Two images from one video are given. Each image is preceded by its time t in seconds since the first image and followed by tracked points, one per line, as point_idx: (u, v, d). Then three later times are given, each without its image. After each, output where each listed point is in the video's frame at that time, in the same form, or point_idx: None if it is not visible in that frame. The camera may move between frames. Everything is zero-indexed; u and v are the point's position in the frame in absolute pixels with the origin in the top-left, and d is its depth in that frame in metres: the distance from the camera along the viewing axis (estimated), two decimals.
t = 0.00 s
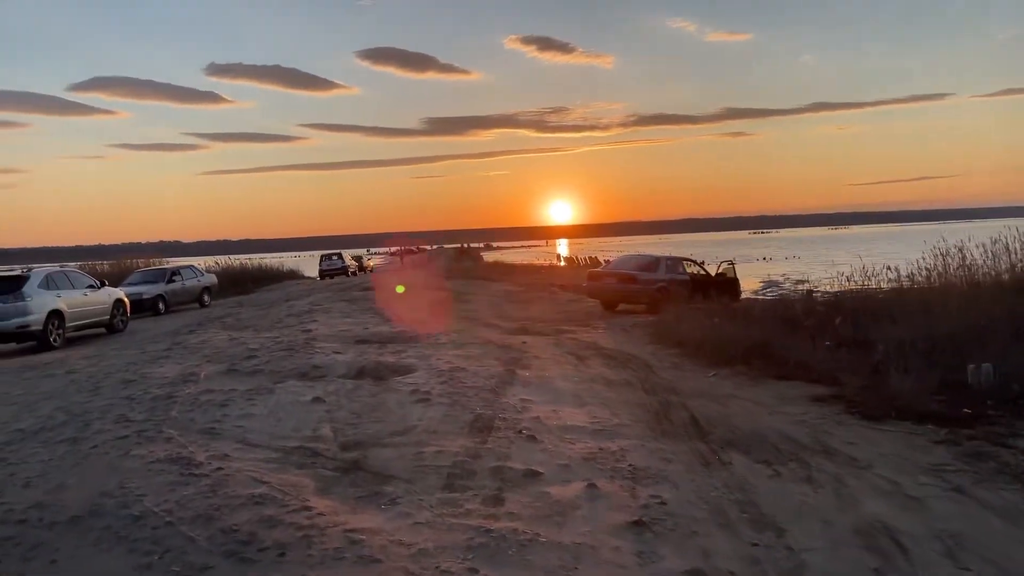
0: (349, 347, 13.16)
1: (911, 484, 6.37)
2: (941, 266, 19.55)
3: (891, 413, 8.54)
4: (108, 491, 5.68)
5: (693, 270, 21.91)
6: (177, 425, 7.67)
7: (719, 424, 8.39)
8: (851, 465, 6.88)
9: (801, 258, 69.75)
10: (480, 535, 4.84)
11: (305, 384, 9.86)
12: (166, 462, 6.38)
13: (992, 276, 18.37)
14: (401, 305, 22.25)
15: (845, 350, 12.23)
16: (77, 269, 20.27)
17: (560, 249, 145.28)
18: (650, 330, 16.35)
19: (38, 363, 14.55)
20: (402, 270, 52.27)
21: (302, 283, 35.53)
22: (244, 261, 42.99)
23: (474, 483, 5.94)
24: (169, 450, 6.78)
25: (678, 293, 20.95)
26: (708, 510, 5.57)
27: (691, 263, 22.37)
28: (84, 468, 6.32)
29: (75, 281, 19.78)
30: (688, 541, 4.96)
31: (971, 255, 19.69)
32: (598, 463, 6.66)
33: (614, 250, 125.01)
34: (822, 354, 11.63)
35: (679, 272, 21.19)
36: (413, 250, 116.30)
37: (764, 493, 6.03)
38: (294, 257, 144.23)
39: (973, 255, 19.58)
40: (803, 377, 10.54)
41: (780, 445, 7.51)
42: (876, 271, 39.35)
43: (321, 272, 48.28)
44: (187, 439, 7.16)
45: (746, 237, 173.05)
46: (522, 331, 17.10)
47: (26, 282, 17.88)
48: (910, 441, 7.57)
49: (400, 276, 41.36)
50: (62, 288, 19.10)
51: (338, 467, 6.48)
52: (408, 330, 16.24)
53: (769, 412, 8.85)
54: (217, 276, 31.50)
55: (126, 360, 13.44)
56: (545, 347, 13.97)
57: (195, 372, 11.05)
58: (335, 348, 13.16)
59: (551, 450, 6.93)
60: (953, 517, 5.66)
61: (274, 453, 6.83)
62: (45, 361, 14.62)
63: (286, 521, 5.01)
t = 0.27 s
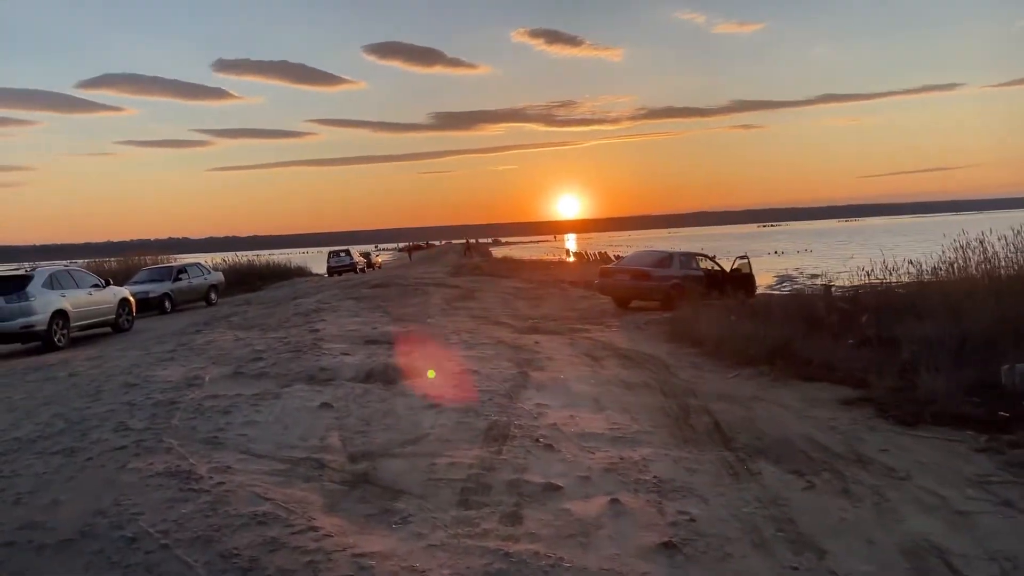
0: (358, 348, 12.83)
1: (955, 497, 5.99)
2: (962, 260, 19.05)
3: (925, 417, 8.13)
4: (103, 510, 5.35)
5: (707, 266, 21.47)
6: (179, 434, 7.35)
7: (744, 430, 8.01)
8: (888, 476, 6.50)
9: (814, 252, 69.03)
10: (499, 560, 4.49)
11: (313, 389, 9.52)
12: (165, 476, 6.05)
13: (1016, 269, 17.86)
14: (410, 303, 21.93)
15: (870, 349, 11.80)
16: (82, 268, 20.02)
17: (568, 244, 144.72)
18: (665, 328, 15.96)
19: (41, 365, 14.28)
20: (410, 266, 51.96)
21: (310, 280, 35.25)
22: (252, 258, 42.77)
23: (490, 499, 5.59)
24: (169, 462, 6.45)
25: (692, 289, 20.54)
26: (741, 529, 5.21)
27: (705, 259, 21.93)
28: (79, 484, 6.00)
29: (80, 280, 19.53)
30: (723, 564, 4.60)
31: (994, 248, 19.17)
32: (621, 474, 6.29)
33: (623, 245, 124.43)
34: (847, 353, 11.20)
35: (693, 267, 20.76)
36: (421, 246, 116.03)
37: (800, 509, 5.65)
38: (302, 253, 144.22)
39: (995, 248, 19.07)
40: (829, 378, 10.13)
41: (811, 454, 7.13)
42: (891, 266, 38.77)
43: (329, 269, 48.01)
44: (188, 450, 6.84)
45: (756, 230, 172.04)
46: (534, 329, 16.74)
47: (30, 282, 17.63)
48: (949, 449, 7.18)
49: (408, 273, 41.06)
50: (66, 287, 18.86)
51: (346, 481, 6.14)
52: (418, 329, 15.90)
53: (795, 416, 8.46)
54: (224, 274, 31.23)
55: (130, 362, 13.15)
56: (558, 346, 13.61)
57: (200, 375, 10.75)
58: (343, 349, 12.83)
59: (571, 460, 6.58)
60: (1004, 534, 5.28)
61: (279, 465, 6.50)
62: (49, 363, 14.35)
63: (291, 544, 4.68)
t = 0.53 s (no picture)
0: (365, 345, 12.52)
1: (1002, 503, 5.65)
2: (982, 253, 18.60)
3: (960, 416, 7.76)
4: (99, 519, 5.05)
5: (719, 261, 21.08)
6: (181, 436, 7.04)
7: (770, 430, 7.66)
8: (928, 479, 6.15)
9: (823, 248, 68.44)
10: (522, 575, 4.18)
11: (319, 388, 9.22)
12: (166, 481, 5.75)
13: None
14: (418, 300, 21.61)
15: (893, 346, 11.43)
16: (86, 265, 19.77)
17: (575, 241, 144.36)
18: (678, 324, 15.61)
19: (43, 364, 14.02)
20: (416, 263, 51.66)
21: (317, 277, 34.98)
22: (258, 255, 42.51)
23: (509, 506, 5.27)
24: (170, 466, 6.15)
25: (705, 284, 20.18)
26: (778, 539, 4.88)
27: (717, 254, 21.54)
28: (75, 491, 5.70)
29: (84, 278, 19.28)
30: None
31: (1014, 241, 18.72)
32: (646, 478, 5.96)
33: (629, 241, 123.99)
34: (870, 350, 10.84)
35: (705, 263, 20.40)
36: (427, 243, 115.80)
37: (838, 517, 5.33)
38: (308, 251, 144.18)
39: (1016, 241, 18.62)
40: (854, 376, 9.77)
41: (843, 456, 6.78)
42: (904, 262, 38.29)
43: (335, 266, 47.77)
44: (189, 453, 6.53)
45: (763, 226, 171.26)
46: (544, 326, 16.40)
47: (33, 280, 17.38)
48: (988, 451, 6.82)
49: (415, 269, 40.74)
50: (70, 285, 18.61)
51: (356, 486, 5.82)
52: (426, 326, 15.57)
53: (823, 416, 8.11)
54: (230, 272, 30.99)
55: (133, 360, 12.87)
56: (571, 343, 13.27)
57: (204, 374, 10.45)
58: (351, 346, 12.52)
59: (592, 463, 6.25)
60: None
61: (285, 469, 6.18)
62: (51, 362, 14.09)
63: (299, 557, 4.37)
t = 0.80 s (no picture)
0: (367, 347, 12.20)
1: None
2: (996, 247, 18.23)
3: (990, 422, 7.43)
4: (85, 540, 4.74)
5: (727, 258, 20.74)
6: (176, 446, 6.73)
7: (792, 437, 7.34)
8: (964, 492, 5.83)
9: (826, 243, 68.07)
10: None
11: (320, 392, 8.90)
12: (158, 497, 5.43)
13: None
14: (420, 298, 21.30)
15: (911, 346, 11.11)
16: (83, 263, 19.45)
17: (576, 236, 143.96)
18: (687, 323, 15.28)
19: (37, 365, 13.70)
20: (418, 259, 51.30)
21: (317, 274, 34.67)
22: (258, 252, 42.18)
23: (523, 524, 4.94)
24: (163, 479, 5.83)
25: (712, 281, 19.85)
26: (812, 560, 4.56)
27: (724, 250, 21.19)
28: (62, 507, 5.39)
29: (80, 276, 18.97)
30: None
31: None
32: (667, 492, 5.64)
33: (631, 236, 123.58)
34: (889, 351, 10.51)
35: (713, 259, 20.06)
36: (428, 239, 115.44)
37: (873, 535, 5.00)
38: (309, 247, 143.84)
39: None
40: (874, 378, 9.44)
41: (871, 466, 6.46)
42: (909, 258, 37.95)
43: (336, 263, 47.45)
44: (184, 464, 6.21)
45: (765, 221, 170.79)
46: (549, 325, 16.08)
47: (28, 278, 17.07)
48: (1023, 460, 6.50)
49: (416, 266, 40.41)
50: (66, 283, 18.30)
51: (360, 501, 5.50)
52: (429, 325, 15.26)
53: (845, 423, 7.79)
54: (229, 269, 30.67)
55: (129, 362, 12.56)
56: (578, 343, 12.95)
57: (202, 377, 10.13)
58: (352, 347, 12.19)
59: (608, 475, 5.92)
60: None
61: (284, 482, 5.86)
62: (45, 363, 13.78)
63: None
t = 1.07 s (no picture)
0: (368, 346, 11.86)
1: None
2: (1008, 243, 17.86)
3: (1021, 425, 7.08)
4: (64, 556, 4.40)
5: (734, 254, 20.39)
6: (166, 451, 6.39)
7: (813, 440, 7.00)
8: (1001, 500, 5.49)
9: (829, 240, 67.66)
10: None
11: (319, 393, 8.56)
12: (144, 507, 5.09)
13: None
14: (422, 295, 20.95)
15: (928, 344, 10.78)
16: (78, 261, 19.12)
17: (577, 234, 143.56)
18: (695, 322, 14.95)
19: (29, 364, 13.38)
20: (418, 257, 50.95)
21: (317, 272, 34.32)
22: (258, 250, 41.85)
23: (536, 537, 4.61)
24: (151, 488, 5.49)
25: (718, 279, 19.50)
26: None
27: (731, 247, 20.84)
28: (42, 519, 5.05)
29: (75, 273, 18.64)
30: None
31: None
32: (686, 501, 5.30)
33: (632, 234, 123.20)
34: (907, 350, 10.18)
35: (719, 256, 19.72)
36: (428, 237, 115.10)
37: (910, 548, 4.67)
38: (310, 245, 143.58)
39: None
40: (893, 378, 9.10)
41: (900, 472, 6.11)
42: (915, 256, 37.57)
43: (336, 261, 47.13)
44: (174, 471, 5.88)
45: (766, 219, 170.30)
46: (554, 323, 15.73)
47: (22, 276, 16.74)
48: None
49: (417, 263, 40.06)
50: (61, 280, 17.97)
51: (361, 511, 5.17)
52: (431, 324, 14.92)
53: (868, 425, 7.44)
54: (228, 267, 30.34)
55: (123, 361, 12.22)
56: (584, 342, 12.61)
57: (197, 377, 9.80)
58: (353, 346, 11.85)
59: (624, 483, 5.59)
60: None
61: (280, 490, 5.53)
62: (38, 362, 13.45)
63: None
